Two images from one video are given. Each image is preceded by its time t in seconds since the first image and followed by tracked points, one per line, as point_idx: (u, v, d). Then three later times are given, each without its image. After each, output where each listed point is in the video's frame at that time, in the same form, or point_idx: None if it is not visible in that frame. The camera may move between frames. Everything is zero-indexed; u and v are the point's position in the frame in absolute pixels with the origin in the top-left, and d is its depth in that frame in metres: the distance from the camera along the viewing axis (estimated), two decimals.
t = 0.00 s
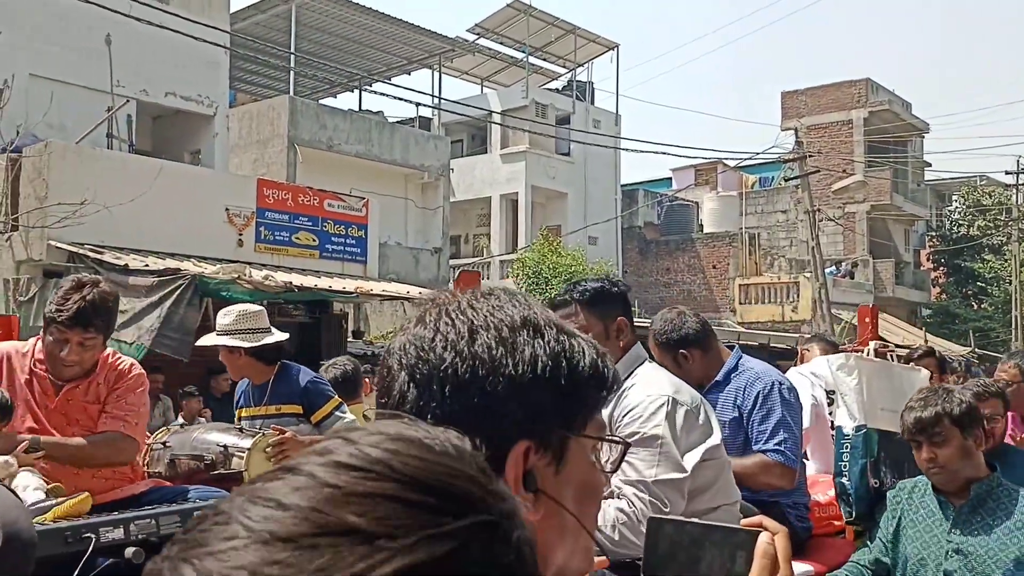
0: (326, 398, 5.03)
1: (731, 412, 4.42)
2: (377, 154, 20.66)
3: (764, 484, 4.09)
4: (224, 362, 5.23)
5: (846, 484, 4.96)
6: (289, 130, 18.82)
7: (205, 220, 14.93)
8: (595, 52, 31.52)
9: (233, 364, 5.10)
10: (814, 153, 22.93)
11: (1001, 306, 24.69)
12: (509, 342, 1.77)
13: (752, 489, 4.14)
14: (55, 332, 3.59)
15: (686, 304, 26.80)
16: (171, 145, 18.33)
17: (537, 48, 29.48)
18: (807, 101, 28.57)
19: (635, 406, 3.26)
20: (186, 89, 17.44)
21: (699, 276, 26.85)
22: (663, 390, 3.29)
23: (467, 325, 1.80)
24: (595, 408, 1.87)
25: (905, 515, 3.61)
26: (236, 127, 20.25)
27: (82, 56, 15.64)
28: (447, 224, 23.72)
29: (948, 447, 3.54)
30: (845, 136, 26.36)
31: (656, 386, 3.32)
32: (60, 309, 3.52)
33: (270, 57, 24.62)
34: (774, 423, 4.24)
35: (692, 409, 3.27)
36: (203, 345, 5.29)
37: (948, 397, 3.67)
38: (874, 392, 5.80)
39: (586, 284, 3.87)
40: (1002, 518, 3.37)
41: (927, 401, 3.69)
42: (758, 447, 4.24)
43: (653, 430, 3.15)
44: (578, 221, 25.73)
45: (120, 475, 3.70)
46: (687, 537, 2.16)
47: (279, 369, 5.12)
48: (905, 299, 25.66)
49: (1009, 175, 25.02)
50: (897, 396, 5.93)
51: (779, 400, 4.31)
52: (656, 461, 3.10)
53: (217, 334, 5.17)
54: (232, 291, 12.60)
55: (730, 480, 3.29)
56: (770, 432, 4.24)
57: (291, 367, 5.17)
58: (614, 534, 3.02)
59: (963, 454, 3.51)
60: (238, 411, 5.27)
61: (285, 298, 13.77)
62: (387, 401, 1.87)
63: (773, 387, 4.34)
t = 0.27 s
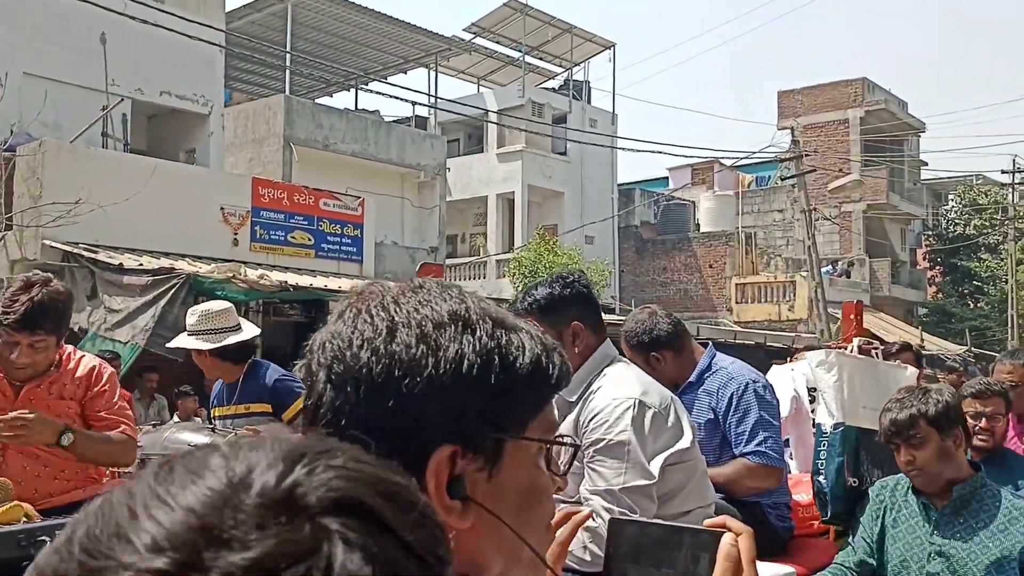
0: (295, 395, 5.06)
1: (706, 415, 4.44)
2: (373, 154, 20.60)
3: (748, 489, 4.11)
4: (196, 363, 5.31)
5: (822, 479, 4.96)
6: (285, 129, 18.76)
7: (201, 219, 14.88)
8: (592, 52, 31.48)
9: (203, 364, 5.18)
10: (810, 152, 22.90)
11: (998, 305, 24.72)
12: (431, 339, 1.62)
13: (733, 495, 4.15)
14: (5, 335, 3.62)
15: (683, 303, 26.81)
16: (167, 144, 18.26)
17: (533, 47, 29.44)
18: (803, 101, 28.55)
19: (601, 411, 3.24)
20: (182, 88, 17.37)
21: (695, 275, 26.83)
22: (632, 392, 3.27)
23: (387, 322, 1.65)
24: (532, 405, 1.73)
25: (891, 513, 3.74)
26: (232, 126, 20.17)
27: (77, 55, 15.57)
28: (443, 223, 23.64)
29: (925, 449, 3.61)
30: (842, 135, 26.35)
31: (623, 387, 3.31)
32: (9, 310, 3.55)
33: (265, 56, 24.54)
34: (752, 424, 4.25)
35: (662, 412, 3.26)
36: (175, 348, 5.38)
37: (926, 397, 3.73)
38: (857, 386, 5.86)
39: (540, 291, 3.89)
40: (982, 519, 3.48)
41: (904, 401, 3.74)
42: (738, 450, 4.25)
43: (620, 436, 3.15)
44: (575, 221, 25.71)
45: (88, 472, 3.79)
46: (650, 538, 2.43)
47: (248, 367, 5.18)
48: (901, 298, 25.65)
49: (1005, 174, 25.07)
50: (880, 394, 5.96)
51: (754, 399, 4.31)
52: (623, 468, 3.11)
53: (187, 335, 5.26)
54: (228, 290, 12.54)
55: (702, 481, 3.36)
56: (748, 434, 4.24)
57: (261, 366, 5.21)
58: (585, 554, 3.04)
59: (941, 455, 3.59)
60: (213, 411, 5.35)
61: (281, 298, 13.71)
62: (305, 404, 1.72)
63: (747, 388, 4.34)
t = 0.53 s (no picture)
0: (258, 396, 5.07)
1: (679, 415, 4.40)
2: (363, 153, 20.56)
3: (726, 486, 4.08)
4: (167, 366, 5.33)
5: (796, 482, 5.13)
6: (276, 128, 18.72)
7: (190, 219, 14.81)
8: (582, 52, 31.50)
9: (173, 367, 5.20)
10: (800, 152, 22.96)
11: (987, 305, 24.82)
12: (328, 345, 1.57)
13: (709, 492, 4.11)
14: None
15: (673, 302, 26.84)
16: (156, 144, 18.18)
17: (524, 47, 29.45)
18: (793, 101, 28.64)
19: (566, 416, 3.27)
20: (171, 87, 17.30)
21: (686, 275, 26.86)
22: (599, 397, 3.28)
23: (285, 328, 1.61)
24: (446, 414, 1.66)
25: (860, 515, 3.88)
26: (222, 125, 20.10)
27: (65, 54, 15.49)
28: (434, 223, 23.60)
29: (903, 449, 3.68)
30: (832, 135, 26.44)
31: (591, 392, 3.31)
32: None
33: (255, 55, 24.47)
34: (727, 422, 4.21)
35: (629, 417, 3.27)
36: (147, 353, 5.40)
37: (911, 399, 3.78)
38: (827, 384, 5.60)
39: (499, 291, 3.73)
40: (949, 522, 3.58)
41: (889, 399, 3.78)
42: (712, 449, 4.21)
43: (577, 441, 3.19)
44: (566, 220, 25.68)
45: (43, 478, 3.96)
46: (595, 537, 2.48)
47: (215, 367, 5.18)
48: (891, 298, 25.74)
49: (994, 174, 25.18)
50: (857, 392, 5.68)
51: (728, 398, 4.28)
52: (586, 474, 3.15)
53: (157, 339, 5.28)
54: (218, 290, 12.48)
55: (666, 485, 3.33)
56: (723, 434, 4.20)
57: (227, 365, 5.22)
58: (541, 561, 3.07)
59: (919, 458, 3.67)
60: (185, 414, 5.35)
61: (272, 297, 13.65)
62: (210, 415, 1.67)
63: (719, 386, 4.32)
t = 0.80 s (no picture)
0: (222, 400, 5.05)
1: (654, 416, 4.37)
2: (354, 153, 20.53)
3: (700, 490, 4.05)
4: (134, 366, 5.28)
5: (776, 485, 5.37)
6: (266, 127, 18.66)
7: (180, 219, 14.75)
8: (574, 51, 31.52)
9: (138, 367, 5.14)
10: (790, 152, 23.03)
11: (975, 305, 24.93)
12: (199, 344, 1.45)
13: (682, 496, 4.10)
14: None
15: (664, 302, 26.86)
16: (145, 143, 18.10)
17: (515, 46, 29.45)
18: (783, 101, 28.71)
19: (535, 415, 3.08)
20: (162, 86, 17.23)
21: (677, 275, 26.90)
22: (569, 397, 3.10)
23: (165, 326, 1.49)
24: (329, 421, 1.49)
25: (824, 512, 3.94)
26: (211, 124, 20.03)
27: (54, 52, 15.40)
28: (425, 223, 23.57)
29: (880, 447, 3.68)
30: (822, 135, 26.52)
31: (564, 392, 3.13)
32: None
33: (246, 54, 24.38)
34: (700, 423, 4.19)
35: (602, 419, 3.07)
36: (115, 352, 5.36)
37: (900, 398, 3.79)
38: (807, 383, 5.73)
39: (484, 279, 3.58)
40: (913, 526, 3.60)
41: (878, 394, 3.79)
42: (685, 451, 4.19)
43: (543, 445, 2.99)
44: (557, 220, 25.68)
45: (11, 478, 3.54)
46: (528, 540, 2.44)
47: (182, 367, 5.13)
48: (881, 297, 25.84)
49: (984, 174, 25.29)
50: (836, 389, 5.90)
51: (701, 399, 4.27)
52: (540, 479, 2.94)
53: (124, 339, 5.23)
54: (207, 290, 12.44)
55: (634, 493, 3.14)
56: (696, 435, 4.18)
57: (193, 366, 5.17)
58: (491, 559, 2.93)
59: (894, 458, 3.66)
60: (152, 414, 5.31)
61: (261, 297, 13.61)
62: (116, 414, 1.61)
63: (693, 386, 4.31)
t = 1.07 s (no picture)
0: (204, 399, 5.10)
1: (636, 416, 4.25)
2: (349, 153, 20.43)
3: (682, 492, 3.97)
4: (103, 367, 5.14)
5: (768, 488, 5.41)
6: (260, 127, 18.58)
7: (174, 219, 14.67)
8: (568, 51, 31.50)
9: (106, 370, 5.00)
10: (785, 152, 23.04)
11: (969, 305, 24.97)
12: (74, 353, 1.40)
13: (664, 498, 4.01)
14: None
15: (659, 302, 26.87)
16: (139, 143, 18.03)
17: (509, 46, 29.41)
18: (778, 101, 28.73)
19: (520, 420, 2.96)
20: (156, 85, 17.14)
21: (671, 275, 26.93)
22: (553, 400, 2.97)
23: (52, 333, 1.46)
24: (191, 440, 1.39)
25: (797, 510, 3.87)
26: (205, 124, 19.95)
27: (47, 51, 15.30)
28: (419, 223, 23.52)
29: (863, 444, 3.69)
30: (816, 135, 26.55)
31: (550, 394, 3.01)
32: None
33: (240, 53, 24.30)
34: (684, 424, 4.09)
35: (588, 422, 2.95)
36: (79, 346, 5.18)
37: (890, 398, 3.83)
38: (792, 386, 6.09)
39: (471, 279, 3.44)
40: (890, 526, 3.56)
41: (868, 393, 3.82)
42: (668, 452, 4.10)
43: (535, 449, 2.87)
44: (551, 220, 25.66)
45: None
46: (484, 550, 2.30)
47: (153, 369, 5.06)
48: (875, 297, 25.88)
49: (977, 175, 25.34)
50: (819, 390, 6.29)
51: (686, 399, 4.17)
52: (534, 485, 2.82)
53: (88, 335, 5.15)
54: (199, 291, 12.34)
55: (620, 500, 3.02)
56: (680, 435, 4.09)
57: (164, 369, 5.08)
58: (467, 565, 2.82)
59: (876, 457, 3.66)
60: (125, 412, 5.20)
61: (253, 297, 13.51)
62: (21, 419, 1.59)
63: (676, 387, 4.21)
